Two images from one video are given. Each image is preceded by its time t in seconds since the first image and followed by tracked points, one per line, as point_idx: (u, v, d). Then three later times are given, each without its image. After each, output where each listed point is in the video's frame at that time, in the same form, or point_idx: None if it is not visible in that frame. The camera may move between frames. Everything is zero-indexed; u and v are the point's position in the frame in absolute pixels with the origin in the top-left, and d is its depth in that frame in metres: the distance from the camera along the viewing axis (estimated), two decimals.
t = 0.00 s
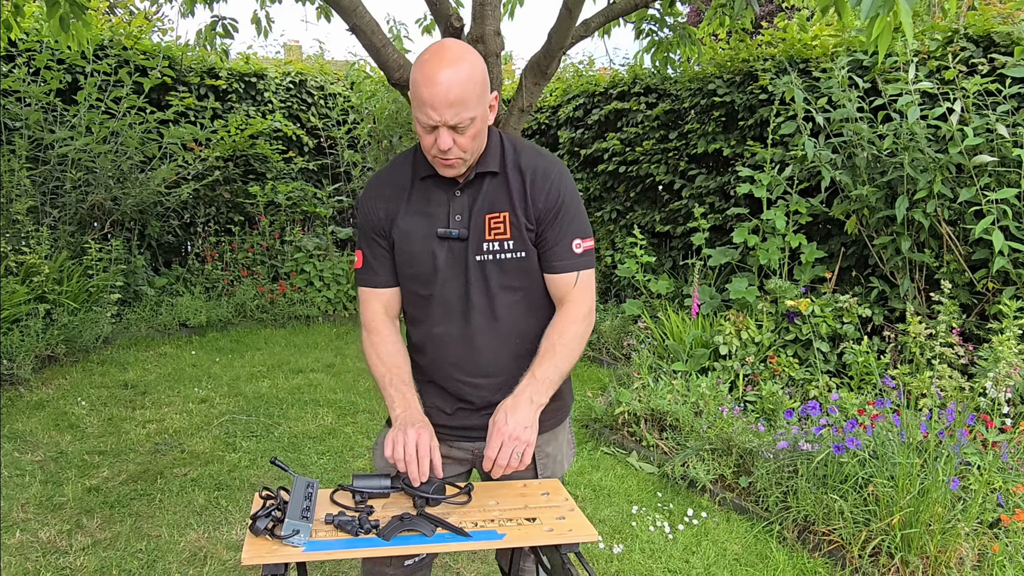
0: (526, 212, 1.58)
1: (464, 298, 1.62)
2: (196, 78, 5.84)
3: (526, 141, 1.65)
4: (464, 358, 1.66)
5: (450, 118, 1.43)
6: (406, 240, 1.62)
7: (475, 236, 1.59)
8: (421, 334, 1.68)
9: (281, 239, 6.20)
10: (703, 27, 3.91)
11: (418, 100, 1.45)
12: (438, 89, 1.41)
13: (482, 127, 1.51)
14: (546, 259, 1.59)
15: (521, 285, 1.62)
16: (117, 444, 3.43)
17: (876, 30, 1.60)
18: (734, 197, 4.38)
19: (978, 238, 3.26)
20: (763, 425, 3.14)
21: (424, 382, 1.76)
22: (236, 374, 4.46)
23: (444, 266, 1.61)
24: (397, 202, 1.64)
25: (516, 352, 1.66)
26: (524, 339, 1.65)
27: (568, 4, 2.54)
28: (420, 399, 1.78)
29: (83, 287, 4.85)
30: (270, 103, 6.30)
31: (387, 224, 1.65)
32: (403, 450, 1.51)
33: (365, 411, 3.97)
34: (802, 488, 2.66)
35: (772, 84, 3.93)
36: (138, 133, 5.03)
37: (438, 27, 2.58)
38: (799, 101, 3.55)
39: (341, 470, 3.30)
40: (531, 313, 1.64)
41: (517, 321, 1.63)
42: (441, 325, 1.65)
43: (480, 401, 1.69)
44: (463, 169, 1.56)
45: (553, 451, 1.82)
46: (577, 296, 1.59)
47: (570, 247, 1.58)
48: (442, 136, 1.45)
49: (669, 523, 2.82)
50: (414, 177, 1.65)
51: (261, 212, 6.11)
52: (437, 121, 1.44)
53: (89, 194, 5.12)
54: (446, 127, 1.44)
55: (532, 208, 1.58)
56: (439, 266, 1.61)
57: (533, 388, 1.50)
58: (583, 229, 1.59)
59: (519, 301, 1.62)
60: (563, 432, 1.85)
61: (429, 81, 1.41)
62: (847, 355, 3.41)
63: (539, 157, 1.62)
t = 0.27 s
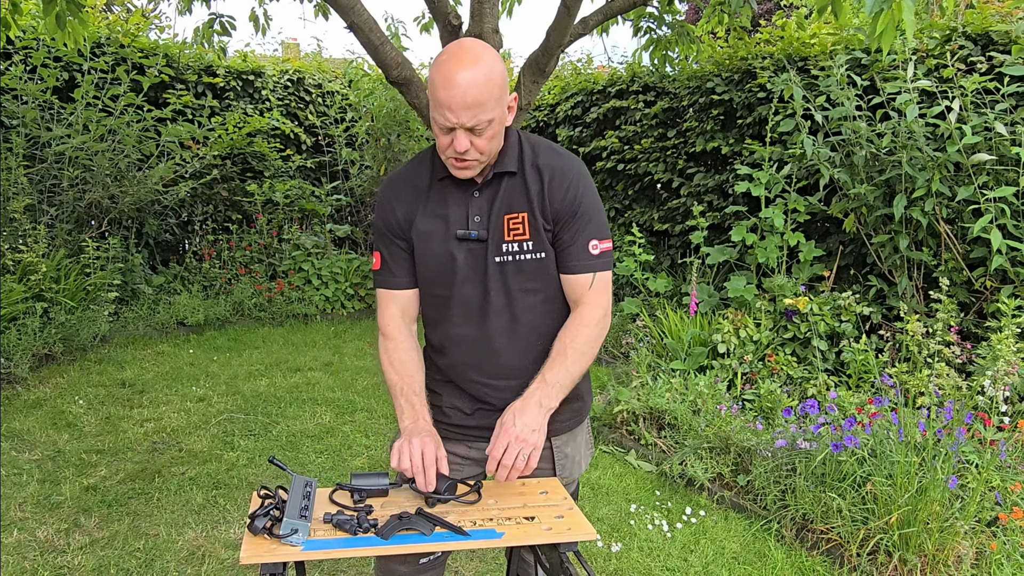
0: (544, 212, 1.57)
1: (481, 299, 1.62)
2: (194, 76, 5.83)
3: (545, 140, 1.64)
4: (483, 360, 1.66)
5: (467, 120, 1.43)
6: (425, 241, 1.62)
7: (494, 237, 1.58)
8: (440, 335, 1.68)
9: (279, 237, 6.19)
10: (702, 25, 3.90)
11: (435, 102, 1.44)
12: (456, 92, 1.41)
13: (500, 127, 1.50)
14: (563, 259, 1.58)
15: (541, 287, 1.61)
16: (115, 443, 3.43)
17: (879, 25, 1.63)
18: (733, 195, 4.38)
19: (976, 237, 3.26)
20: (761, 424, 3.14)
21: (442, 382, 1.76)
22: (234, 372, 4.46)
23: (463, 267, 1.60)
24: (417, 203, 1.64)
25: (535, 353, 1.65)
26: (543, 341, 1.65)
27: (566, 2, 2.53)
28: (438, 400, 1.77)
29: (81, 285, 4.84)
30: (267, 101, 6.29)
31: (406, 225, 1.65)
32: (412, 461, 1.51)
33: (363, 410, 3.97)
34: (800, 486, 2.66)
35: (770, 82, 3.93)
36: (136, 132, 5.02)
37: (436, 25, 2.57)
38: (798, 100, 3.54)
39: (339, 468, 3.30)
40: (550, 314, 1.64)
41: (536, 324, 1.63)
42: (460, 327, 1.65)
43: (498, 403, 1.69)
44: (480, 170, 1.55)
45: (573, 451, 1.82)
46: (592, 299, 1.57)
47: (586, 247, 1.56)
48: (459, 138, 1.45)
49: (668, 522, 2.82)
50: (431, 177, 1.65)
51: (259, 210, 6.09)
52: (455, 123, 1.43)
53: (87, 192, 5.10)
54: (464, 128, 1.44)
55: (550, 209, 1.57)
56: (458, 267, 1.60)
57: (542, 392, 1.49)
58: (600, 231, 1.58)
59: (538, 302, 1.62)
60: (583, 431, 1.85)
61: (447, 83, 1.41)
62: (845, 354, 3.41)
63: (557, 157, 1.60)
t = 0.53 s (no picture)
0: (549, 214, 1.57)
1: (486, 299, 1.61)
2: (191, 74, 5.82)
3: (552, 140, 1.64)
4: (487, 359, 1.66)
5: (480, 118, 1.43)
6: (432, 239, 1.60)
7: (500, 238, 1.58)
8: (443, 334, 1.67)
9: (277, 236, 6.18)
10: (700, 24, 3.91)
11: (447, 101, 1.44)
12: (469, 89, 1.41)
13: (511, 126, 1.50)
14: (562, 264, 1.59)
15: (545, 288, 1.62)
16: (113, 442, 3.42)
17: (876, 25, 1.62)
18: (730, 195, 4.38)
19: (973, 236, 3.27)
20: (759, 422, 3.14)
21: (445, 381, 1.75)
22: (231, 371, 4.46)
23: (469, 267, 1.59)
24: (423, 200, 1.62)
25: (538, 353, 1.67)
26: (547, 342, 1.66)
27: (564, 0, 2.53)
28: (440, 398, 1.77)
29: (78, 284, 4.82)
30: (265, 99, 6.28)
31: (411, 223, 1.62)
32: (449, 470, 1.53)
33: (361, 409, 3.97)
34: (798, 485, 2.67)
35: (768, 81, 3.93)
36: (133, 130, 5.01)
37: (434, 24, 2.56)
38: (796, 99, 3.55)
39: (337, 467, 3.30)
40: (553, 315, 1.65)
41: (539, 325, 1.64)
42: (465, 327, 1.64)
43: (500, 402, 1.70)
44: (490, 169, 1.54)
45: (574, 450, 1.82)
46: (585, 306, 1.59)
47: (584, 253, 1.58)
48: (472, 136, 1.44)
49: (666, 520, 2.83)
50: (437, 174, 1.63)
51: (256, 209, 6.09)
52: (467, 122, 1.43)
53: (84, 191, 5.09)
54: (476, 127, 1.44)
55: (554, 211, 1.57)
56: (463, 267, 1.59)
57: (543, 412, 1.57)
58: (600, 237, 1.59)
59: (542, 303, 1.62)
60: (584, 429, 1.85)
61: (459, 81, 1.41)
62: (842, 352, 3.42)
63: (563, 158, 1.61)
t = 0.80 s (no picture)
0: (549, 217, 1.58)
1: (484, 301, 1.61)
2: (189, 73, 5.81)
3: (554, 143, 1.64)
4: (484, 360, 1.66)
5: (484, 122, 1.43)
6: (431, 240, 1.59)
7: (499, 239, 1.58)
8: (441, 335, 1.67)
9: (274, 235, 6.18)
10: (697, 24, 3.91)
11: (450, 104, 1.43)
12: (472, 93, 1.41)
13: (513, 129, 1.50)
14: (561, 267, 1.60)
15: (543, 290, 1.62)
16: (110, 442, 3.42)
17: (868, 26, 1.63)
18: (728, 194, 4.39)
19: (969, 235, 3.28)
20: (756, 422, 3.15)
21: (441, 380, 1.75)
22: (229, 371, 4.45)
23: (468, 268, 1.59)
24: (423, 200, 1.61)
25: (535, 355, 1.68)
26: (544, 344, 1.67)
27: None
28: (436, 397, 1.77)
29: (75, 284, 4.81)
30: (263, 99, 6.27)
31: (410, 222, 1.61)
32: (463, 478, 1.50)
33: (358, 408, 3.96)
34: (795, 484, 2.68)
35: (766, 81, 3.94)
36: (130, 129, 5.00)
37: (432, 23, 2.56)
38: (793, 99, 3.55)
39: (335, 467, 3.30)
40: (552, 317, 1.66)
41: (537, 327, 1.64)
42: (463, 328, 1.64)
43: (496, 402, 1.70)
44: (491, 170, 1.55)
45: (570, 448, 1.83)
46: (585, 310, 1.59)
47: (583, 257, 1.59)
48: (477, 140, 1.45)
49: (663, 519, 2.83)
50: (438, 173, 1.62)
51: (254, 209, 6.08)
52: (471, 125, 1.43)
53: (81, 190, 5.08)
54: (481, 130, 1.44)
55: (555, 215, 1.58)
56: (462, 268, 1.59)
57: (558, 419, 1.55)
58: (600, 241, 1.60)
59: (540, 305, 1.63)
60: (580, 429, 1.85)
61: (462, 84, 1.41)
62: (839, 352, 3.43)
63: (564, 161, 1.61)
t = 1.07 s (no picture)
0: (548, 220, 1.58)
1: (483, 303, 1.61)
2: (187, 73, 5.80)
3: (554, 145, 1.64)
4: (481, 361, 1.66)
5: (483, 123, 1.42)
6: (430, 240, 1.59)
7: (498, 241, 1.58)
8: (438, 334, 1.67)
9: (272, 235, 6.17)
10: (695, 24, 3.91)
11: (450, 105, 1.43)
12: (472, 95, 1.41)
13: (513, 131, 1.50)
14: (561, 270, 1.59)
15: (542, 293, 1.62)
16: (107, 442, 3.41)
17: (865, 25, 1.65)
18: (726, 194, 4.39)
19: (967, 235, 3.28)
20: (754, 421, 3.15)
21: (438, 380, 1.75)
22: (227, 371, 4.45)
23: (466, 269, 1.59)
24: (422, 200, 1.61)
25: (533, 357, 1.67)
26: (543, 346, 1.67)
27: None
28: (433, 397, 1.77)
29: (72, 283, 4.80)
30: (260, 98, 6.26)
31: (409, 222, 1.61)
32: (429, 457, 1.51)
33: (357, 408, 3.96)
34: (793, 484, 2.68)
35: (764, 81, 3.94)
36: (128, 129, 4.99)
37: (430, 23, 2.56)
38: (792, 99, 3.55)
39: (333, 467, 3.29)
40: (551, 320, 1.65)
41: (535, 330, 1.64)
42: (460, 329, 1.64)
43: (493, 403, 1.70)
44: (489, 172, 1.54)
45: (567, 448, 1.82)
46: (590, 313, 1.59)
47: (586, 259, 1.58)
48: (476, 141, 1.44)
49: (661, 519, 2.83)
50: (437, 173, 1.62)
51: (252, 208, 6.08)
52: (470, 126, 1.43)
53: (78, 190, 5.07)
54: (479, 132, 1.44)
55: (556, 218, 1.58)
56: (459, 269, 1.59)
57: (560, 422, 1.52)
58: (601, 242, 1.60)
59: (538, 307, 1.63)
60: (578, 430, 1.85)
61: (462, 86, 1.41)
62: (837, 351, 3.43)
63: (565, 163, 1.61)
